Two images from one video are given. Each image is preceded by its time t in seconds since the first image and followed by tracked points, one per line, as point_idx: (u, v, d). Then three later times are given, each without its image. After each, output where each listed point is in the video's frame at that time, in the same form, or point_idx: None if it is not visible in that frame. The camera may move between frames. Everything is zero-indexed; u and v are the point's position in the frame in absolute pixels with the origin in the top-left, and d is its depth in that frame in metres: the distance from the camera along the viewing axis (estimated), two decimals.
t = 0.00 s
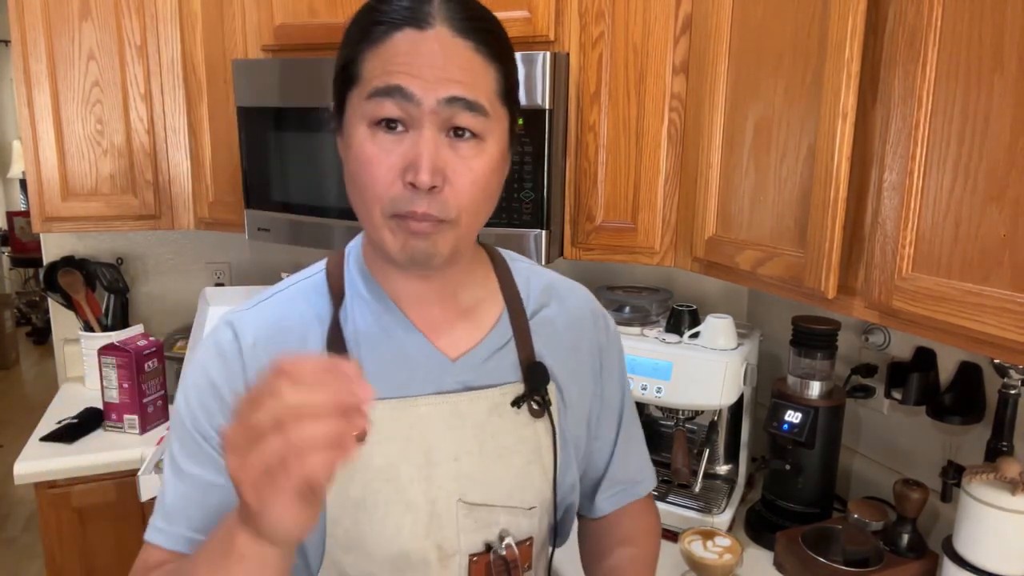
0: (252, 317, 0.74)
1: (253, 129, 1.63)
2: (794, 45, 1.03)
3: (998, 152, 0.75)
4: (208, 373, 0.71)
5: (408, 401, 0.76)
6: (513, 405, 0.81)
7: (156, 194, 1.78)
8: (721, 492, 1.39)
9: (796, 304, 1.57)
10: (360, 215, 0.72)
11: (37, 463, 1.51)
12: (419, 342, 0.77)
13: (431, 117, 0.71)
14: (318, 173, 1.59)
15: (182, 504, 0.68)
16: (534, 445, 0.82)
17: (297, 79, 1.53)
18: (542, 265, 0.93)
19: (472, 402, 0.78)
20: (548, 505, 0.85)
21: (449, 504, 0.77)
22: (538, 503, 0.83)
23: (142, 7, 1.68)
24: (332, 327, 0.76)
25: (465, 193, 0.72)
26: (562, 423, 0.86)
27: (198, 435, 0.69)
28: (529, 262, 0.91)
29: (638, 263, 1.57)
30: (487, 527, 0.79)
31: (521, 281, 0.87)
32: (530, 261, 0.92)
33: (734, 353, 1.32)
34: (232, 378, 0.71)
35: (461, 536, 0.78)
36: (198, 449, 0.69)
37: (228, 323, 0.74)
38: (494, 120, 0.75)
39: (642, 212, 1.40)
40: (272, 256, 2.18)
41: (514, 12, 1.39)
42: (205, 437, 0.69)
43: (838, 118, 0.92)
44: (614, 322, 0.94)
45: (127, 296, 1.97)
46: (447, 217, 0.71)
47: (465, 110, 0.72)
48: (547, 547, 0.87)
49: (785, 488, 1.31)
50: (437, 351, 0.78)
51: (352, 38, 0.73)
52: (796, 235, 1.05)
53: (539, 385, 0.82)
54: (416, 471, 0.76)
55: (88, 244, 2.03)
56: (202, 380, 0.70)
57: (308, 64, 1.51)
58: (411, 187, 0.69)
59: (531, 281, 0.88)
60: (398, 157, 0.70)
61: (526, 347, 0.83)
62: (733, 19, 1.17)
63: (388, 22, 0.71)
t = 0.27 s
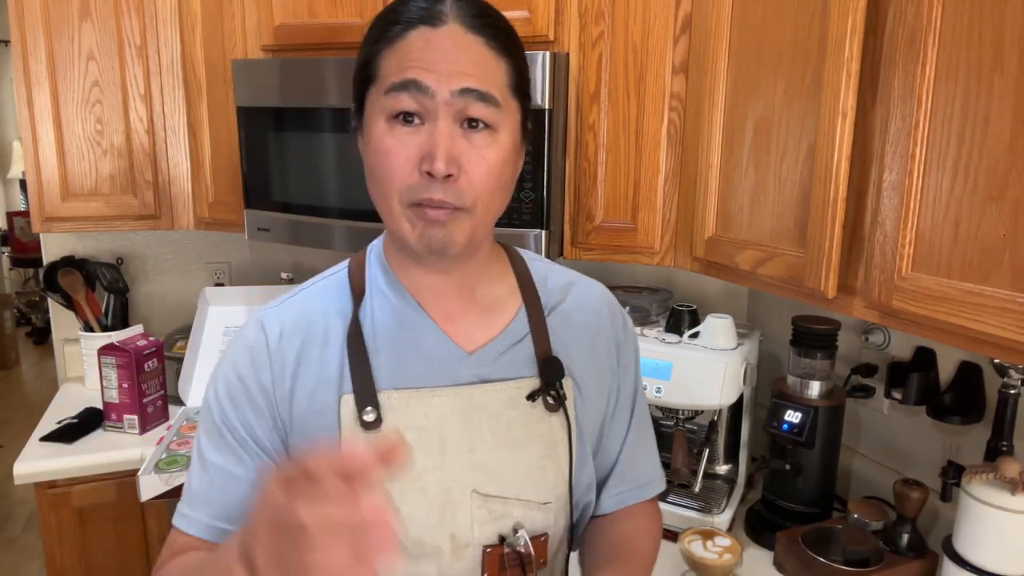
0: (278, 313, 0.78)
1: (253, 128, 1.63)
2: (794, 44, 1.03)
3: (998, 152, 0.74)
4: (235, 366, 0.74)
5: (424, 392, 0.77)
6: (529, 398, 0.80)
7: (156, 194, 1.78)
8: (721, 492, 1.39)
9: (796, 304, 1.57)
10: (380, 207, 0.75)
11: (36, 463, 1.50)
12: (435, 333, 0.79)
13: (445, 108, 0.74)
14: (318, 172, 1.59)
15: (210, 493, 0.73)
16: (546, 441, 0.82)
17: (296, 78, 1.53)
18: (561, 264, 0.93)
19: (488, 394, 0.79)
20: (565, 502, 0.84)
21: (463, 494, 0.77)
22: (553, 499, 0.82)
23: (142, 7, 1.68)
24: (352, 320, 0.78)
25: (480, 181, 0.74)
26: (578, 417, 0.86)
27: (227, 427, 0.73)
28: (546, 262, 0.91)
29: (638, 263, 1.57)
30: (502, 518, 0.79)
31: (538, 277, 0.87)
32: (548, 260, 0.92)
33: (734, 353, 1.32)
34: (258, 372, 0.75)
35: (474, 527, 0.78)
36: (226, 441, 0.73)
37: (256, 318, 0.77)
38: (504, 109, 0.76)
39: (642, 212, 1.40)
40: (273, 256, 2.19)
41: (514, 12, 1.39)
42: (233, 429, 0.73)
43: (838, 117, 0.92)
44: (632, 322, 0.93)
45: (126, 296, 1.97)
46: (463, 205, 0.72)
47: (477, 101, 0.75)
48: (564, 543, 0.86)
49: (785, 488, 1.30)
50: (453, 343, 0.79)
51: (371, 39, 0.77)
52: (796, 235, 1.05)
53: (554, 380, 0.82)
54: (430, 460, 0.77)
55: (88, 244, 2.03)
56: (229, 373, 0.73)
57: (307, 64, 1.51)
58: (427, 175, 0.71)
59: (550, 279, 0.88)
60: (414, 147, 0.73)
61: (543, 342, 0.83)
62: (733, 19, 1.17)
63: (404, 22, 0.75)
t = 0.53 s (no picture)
0: (297, 309, 0.76)
1: (253, 128, 1.63)
2: (794, 44, 1.03)
3: (999, 152, 0.74)
4: (252, 363, 0.72)
5: (442, 390, 0.76)
6: (546, 398, 0.80)
7: (156, 194, 1.78)
8: (721, 492, 1.39)
9: (796, 304, 1.57)
10: (420, 207, 0.73)
11: (36, 463, 1.50)
12: (455, 333, 0.78)
13: (498, 114, 0.72)
14: (319, 173, 1.59)
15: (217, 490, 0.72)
16: (561, 441, 0.82)
17: (296, 78, 1.54)
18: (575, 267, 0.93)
19: (504, 393, 0.78)
20: (577, 503, 0.84)
21: (479, 492, 0.77)
22: (566, 499, 0.82)
23: (142, 7, 1.68)
24: (373, 316, 0.77)
25: (524, 188, 0.73)
26: (592, 419, 0.85)
27: (240, 425, 0.72)
28: (560, 263, 0.91)
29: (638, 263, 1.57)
30: (516, 517, 0.78)
31: (554, 280, 0.87)
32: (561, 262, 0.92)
33: (734, 353, 1.32)
34: (275, 369, 0.73)
35: (489, 526, 0.77)
36: (237, 439, 0.72)
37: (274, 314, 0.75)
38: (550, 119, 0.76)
39: (642, 212, 1.40)
40: (273, 256, 2.19)
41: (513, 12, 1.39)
42: (246, 428, 0.72)
43: (838, 117, 0.92)
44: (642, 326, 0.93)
45: (126, 296, 1.97)
46: (507, 210, 0.72)
47: (529, 109, 0.73)
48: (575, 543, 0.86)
49: (785, 488, 1.31)
50: (472, 343, 0.79)
51: (419, 35, 0.73)
52: (796, 235, 1.05)
53: (570, 381, 0.81)
54: (447, 457, 0.76)
55: (88, 244, 2.03)
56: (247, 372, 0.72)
57: (307, 64, 1.51)
58: (477, 179, 0.70)
59: (565, 282, 0.88)
60: (464, 152, 0.71)
61: (558, 342, 0.83)
62: (733, 20, 1.17)
63: (456, 23, 0.72)
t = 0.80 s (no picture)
0: (301, 309, 0.74)
1: (253, 129, 1.63)
2: (794, 44, 1.03)
3: (999, 152, 0.74)
4: (263, 366, 0.70)
5: (443, 390, 0.77)
6: (544, 397, 0.80)
7: (156, 194, 1.78)
8: (721, 492, 1.39)
9: (796, 304, 1.57)
10: (425, 209, 0.73)
11: (35, 463, 1.50)
12: (456, 333, 0.78)
13: (503, 117, 0.72)
14: (319, 173, 1.59)
15: (241, 499, 0.70)
16: (561, 440, 0.82)
17: (296, 78, 1.54)
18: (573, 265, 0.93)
19: (505, 394, 0.79)
20: (577, 501, 0.85)
21: (481, 492, 0.78)
22: (565, 497, 0.83)
23: (142, 7, 1.68)
24: (375, 317, 0.76)
25: (529, 190, 0.73)
26: (591, 417, 0.85)
27: (258, 430, 0.70)
28: (557, 262, 0.91)
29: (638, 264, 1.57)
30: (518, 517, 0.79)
31: (551, 280, 0.87)
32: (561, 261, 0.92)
33: (734, 353, 1.32)
34: (288, 371, 0.71)
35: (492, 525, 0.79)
36: (257, 445, 0.70)
37: (277, 315, 0.73)
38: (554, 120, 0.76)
39: (642, 212, 1.40)
40: (273, 256, 2.19)
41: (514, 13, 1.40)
42: (265, 432, 0.70)
43: (838, 117, 0.92)
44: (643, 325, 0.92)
45: (126, 296, 1.97)
46: (513, 213, 0.72)
47: (533, 111, 0.73)
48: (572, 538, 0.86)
49: (785, 488, 1.31)
50: (473, 344, 0.78)
51: (420, 38, 0.73)
52: (796, 235, 1.05)
53: (568, 380, 0.81)
54: (452, 458, 0.77)
55: (87, 244, 2.03)
56: (257, 374, 0.70)
57: (307, 64, 1.51)
58: (483, 181, 0.70)
59: (562, 281, 0.88)
60: (470, 155, 0.71)
61: (557, 342, 0.83)
62: (733, 21, 1.17)
63: (457, 25, 0.72)
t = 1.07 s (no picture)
0: (301, 307, 0.74)
1: (253, 129, 1.63)
2: (794, 44, 1.03)
3: (999, 152, 0.74)
4: (268, 364, 0.70)
5: (443, 391, 0.76)
6: (542, 397, 0.80)
7: (156, 194, 1.78)
8: (721, 492, 1.39)
9: (796, 304, 1.57)
10: (420, 210, 0.73)
11: (35, 463, 1.50)
12: (454, 334, 0.78)
13: (496, 116, 0.71)
14: (319, 173, 1.59)
15: (263, 498, 0.70)
16: (559, 439, 0.82)
17: (296, 78, 1.54)
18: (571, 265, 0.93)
19: (505, 396, 0.78)
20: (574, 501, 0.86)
21: (481, 493, 0.78)
22: (564, 497, 0.84)
23: (142, 7, 1.68)
24: (375, 317, 0.76)
25: (524, 187, 0.73)
26: (588, 417, 0.86)
27: (271, 428, 0.70)
28: (555, 261, 0.91)
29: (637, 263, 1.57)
30: (518, 517, 0.80)
31: (550, 279, 0.87)
32: (559, 261, 0.92)
33: (733, 353, 1.32)
34: (294, 368, 0.71)
35: (491, 525, 0.79)
36: (274, 446, 0.70)
37: (278, 314, 0.73)
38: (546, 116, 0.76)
39: (642, 212, 1.40)
40: (273, 256, 2.19)
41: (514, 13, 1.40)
42: (278, 429, 0.70)
43: (838, 117, 0.92)
44: (639, 326, 0.92)
45: (126, 297, 1.97)
46: (509, 211, 0.72)
47: (526, 109, 0.73)
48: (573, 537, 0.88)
49: (785, 487, 1.31)
50: (470, 344, 0.78)
51: (409, 38, 0.72)
52: (796, 235, 1.05)
53: (567, 380, 0.81)
54: (453, 459, 0.77)
55: (87, 244, 2.03)
56: (263, 371, 0.70)
57: (307, 64, 1.51)
58: (478, 181, 0.71)
59: (560, 279, 0.87)
60: (464, 155, 0.71)
61: (555, 342, 0.83)
62: (733, 20, 1.17)
63: (446, 24, 0.71)
